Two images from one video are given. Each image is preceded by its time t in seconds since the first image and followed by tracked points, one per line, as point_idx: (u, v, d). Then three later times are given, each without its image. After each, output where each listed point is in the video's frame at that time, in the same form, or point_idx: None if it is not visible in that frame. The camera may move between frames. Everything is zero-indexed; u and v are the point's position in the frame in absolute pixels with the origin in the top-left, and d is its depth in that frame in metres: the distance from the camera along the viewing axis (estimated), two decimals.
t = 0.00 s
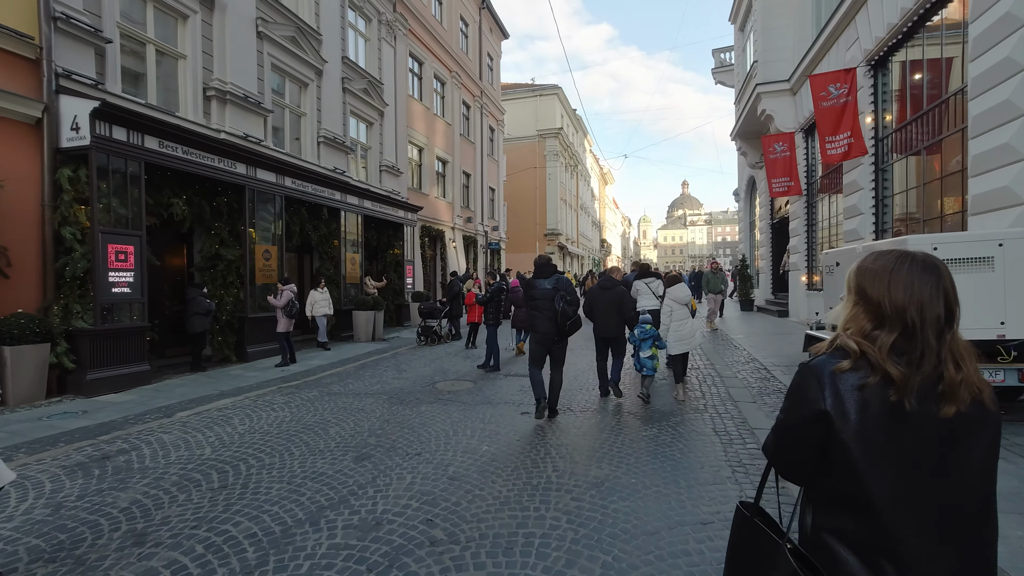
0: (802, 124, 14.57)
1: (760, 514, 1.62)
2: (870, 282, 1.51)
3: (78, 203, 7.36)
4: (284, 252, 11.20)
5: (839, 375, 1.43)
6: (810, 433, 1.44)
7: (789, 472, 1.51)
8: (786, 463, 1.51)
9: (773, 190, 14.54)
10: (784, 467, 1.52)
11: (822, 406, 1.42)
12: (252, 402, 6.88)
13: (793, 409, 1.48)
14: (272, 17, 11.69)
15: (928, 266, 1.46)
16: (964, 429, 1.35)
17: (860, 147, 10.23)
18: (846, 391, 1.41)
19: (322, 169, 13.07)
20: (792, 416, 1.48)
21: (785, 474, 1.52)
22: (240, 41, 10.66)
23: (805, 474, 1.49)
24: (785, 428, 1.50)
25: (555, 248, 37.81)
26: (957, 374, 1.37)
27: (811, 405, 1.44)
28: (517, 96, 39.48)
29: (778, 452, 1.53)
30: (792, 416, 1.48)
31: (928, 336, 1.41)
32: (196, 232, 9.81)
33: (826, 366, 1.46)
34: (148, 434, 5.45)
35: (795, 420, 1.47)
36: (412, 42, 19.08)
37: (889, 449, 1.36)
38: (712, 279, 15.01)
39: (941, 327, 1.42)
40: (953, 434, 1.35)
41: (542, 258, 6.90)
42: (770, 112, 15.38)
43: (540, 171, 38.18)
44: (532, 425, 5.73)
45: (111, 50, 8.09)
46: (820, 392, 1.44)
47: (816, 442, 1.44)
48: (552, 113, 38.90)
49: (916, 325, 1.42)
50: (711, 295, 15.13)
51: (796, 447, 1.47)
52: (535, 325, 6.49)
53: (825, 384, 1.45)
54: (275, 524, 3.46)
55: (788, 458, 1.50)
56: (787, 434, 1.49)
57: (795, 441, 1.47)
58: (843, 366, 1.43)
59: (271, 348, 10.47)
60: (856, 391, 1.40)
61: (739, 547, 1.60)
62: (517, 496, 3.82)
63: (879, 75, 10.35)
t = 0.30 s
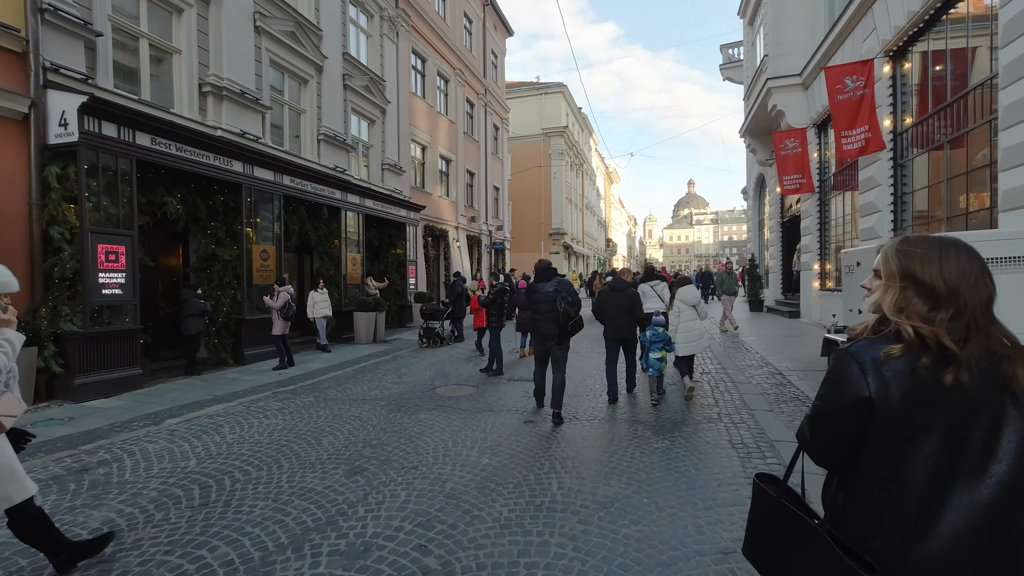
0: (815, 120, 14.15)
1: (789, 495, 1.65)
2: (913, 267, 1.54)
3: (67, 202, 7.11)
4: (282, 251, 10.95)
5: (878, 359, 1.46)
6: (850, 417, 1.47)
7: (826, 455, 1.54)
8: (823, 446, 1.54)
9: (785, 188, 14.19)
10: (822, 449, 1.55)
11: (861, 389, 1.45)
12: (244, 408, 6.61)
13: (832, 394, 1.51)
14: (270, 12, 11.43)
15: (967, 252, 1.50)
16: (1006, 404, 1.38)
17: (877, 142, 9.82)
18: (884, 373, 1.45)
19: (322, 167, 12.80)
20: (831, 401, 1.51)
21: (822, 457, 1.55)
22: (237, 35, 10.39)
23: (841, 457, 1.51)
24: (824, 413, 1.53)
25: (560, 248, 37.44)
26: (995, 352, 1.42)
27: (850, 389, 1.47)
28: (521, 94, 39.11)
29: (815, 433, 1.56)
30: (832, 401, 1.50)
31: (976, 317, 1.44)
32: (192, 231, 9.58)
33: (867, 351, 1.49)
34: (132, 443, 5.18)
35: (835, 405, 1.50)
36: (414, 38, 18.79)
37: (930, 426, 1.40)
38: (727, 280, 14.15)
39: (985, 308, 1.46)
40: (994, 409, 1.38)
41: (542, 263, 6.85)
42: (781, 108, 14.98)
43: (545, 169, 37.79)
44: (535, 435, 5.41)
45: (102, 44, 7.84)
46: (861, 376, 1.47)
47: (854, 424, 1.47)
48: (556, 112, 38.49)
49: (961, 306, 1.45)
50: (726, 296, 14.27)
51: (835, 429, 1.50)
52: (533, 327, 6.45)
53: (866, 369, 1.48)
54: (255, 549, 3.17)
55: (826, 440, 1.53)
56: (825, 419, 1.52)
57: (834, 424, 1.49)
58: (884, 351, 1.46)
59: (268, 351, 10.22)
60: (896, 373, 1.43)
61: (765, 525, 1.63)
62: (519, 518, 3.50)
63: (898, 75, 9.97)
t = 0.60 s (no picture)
0: (828, 114, 13.73)
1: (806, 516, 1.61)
2: (932, 288, 1.51)
3: (54, 199, 6.84)
4: (281, 251, 10.70)
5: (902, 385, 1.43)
6: (875, 443, 1.43)
7: (846, 477, 1.51)
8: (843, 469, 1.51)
9: (797, 185, 13.85)
10: (840, 473, 1.52)
11: (885, 416, 1.42)
12: (236, 414, 6.35)
13: (854, 420, 1.47)
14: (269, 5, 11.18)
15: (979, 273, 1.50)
16: None
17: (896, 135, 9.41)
18: (909, 399, 1.41)
19: (323, 165, 12.56)
20: (853, 426, 1.47)
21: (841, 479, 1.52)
22: (234, 30, 10.14)
23: (861, 480, 1.49)
24: (845, 437, 1.49)
25: (565, 247, 37.03)
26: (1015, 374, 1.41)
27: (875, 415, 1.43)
28: (526, 92, 38.75)
29: (835, 457, 1.53)
30: (855, 426, 1.47)
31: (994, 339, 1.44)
32: (187, 230, 9.36)
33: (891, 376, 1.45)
34: (114, 453, 4.93)
35: (858, 430, 1.46)
36: (417, 34, 18.51)
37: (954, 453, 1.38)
38: (743, 279, 13.40)
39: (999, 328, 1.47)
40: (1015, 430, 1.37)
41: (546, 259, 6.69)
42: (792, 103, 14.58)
43: (550, 168, 37.40)
44: (539, 445, 5.10)
45: (92, 37, 7.60)
46: (884, 404, 1.44)
47: (878, 450, 1.43)
48: (562, 110, 38.09)
49: (981, 326, 1.44)
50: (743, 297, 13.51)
51: (858, 454, 1.46)
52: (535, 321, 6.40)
53: (889, 396, 1.44)
54: None
55: (846, 465, 1.50)
56: (845, 444, 1.49)
57: (857, 449, 1.46)
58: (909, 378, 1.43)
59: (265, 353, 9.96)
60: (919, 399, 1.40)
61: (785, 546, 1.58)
62: (520, 543, 3.19)
63: (918, 66, 9.52)
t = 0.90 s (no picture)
0: (837, 110, 13.39)
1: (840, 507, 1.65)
2: (960, 262, 1.61)
3: (30, 196, 6.50)
4: (272, 250, 10.36)
5: (932, 358, 1.52)
6: (912, 416, 1.51)
7: (880, 452, 1.59)
8: (879, 445, 1.58)
9: (803, 183, 13.63)
10: (870, 448, 1.61)
11: (919, 387, 1.51)
12: (221, 422, 6.03)
13: (887, 395, 1.56)
14: None
15: (993, 248, 1.61)
16: None
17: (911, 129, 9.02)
18: (939, 371, 1.50)
19: (318, 162, 12.23)
20: (887, 402, 1.56)
21: (879, 455, 1.59)
22: (225, 22, 9.80)
23: (897, 454, 1.56)
24: (879, 414, 1.57)
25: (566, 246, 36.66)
26: None
27: (908, 387, 1.52)
28: (527, 91, 38.38)
29: (868, 435, 1.60)
30: (890, 401, 1.54)
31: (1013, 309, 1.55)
32: (175, 229, 9.04)
33: (920, 349, 1.55)
34: (85, 465, 4.61)
35: (894, 405, 1.54)
36: (415, 30, 18.15)
37: (980, 423, 1.47)
38: (757, 278, 12.59)
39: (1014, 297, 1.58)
40: None
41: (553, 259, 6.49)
42: (799, 98, 14.24)
43: (551, 167, 37.01)
44: (541, 457, 4.75)
45: (72, 27, 7.25)
46: (916, 376, 1.53)
47: (914, 423, 1.51)
48: (563, 108, 37.71)
49: (1008, 298, 1.55)
50: (756, 297, 12.75)
51: (895, 429, 1.53)
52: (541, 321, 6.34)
53: (919, 369, 1.53)
54: None
55: (876, 439, 1.58)
56: (878, 420, 1.57)
57: (895, 425, 1.52)
58: (938, 349, 1.52)
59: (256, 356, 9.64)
60: (948, 367, 1.50)
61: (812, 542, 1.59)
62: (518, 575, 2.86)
63: (934, 57, 9.16)
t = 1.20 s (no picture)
0: (842, 106, 13.09)
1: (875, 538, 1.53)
2: (970, 282, 1.56)
3: None
4: (261, 250, 10.00)
5: (959, 375, 1.43)
6: (945, 437, 1.40)
7: (913, 478, 1.47)
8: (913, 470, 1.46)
9: (808, 180, 13.28)
10: (899, 473, 1.49)
11: (949, 405, 1.40)
12: (200, 432, 5.68)
13: (918, 416, 1.45)
14: None
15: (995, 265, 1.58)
16: None
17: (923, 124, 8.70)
18: (966, 386, 1.41)
19: (309, 159, 11.88)
20: (917, 423, 1.44)
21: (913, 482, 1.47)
22: (211, 12, 9.43)
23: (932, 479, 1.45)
24: (910, 438, 1.46)
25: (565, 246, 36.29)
26: None
27: (938, 407, 1.42)
28: (525, 89, 38.05)
29: (900, 460, 1.48)
30: (922, 422, 1.43)
31: None
32: (158, 228, 8.69)
33: (941, 367, 1.46)
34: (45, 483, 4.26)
35: (927, 426, 1.42)
36: (411, 25, 17.81)
37: (1020, 444, 1.35)
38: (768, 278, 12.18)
39: None
40: None
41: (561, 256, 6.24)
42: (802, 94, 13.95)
43: (549, 165, 36.68)
44: (539, 473, 4.41)
45: (46, 14, 6.88)
46: (944, 395, 1.42)
47: (948, 446, 1.40)
48: (561, 106, 37.38)
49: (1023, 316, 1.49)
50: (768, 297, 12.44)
51: (930, 453, 1.41)
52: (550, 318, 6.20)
53: (946, 386, 1.43)
54: None
55: (907, 465, 1.46)
56: (910, 444, 1.45)
57: (931, 449, 1.41)
58: (961, 365, 1.44)
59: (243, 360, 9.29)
60: (974, 382, 1.41)
61: None
62: None
63: (947, 48, 8.84)
